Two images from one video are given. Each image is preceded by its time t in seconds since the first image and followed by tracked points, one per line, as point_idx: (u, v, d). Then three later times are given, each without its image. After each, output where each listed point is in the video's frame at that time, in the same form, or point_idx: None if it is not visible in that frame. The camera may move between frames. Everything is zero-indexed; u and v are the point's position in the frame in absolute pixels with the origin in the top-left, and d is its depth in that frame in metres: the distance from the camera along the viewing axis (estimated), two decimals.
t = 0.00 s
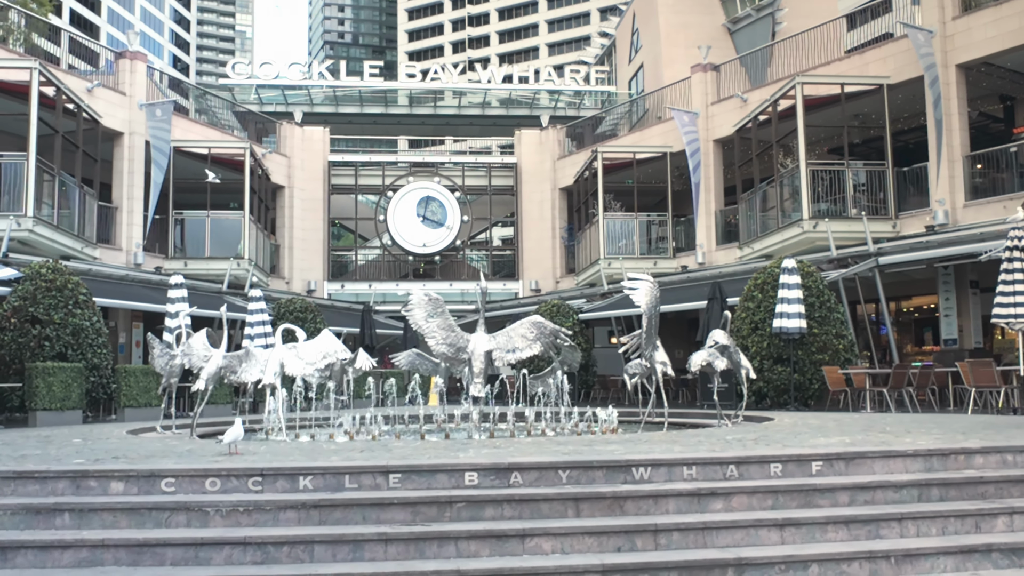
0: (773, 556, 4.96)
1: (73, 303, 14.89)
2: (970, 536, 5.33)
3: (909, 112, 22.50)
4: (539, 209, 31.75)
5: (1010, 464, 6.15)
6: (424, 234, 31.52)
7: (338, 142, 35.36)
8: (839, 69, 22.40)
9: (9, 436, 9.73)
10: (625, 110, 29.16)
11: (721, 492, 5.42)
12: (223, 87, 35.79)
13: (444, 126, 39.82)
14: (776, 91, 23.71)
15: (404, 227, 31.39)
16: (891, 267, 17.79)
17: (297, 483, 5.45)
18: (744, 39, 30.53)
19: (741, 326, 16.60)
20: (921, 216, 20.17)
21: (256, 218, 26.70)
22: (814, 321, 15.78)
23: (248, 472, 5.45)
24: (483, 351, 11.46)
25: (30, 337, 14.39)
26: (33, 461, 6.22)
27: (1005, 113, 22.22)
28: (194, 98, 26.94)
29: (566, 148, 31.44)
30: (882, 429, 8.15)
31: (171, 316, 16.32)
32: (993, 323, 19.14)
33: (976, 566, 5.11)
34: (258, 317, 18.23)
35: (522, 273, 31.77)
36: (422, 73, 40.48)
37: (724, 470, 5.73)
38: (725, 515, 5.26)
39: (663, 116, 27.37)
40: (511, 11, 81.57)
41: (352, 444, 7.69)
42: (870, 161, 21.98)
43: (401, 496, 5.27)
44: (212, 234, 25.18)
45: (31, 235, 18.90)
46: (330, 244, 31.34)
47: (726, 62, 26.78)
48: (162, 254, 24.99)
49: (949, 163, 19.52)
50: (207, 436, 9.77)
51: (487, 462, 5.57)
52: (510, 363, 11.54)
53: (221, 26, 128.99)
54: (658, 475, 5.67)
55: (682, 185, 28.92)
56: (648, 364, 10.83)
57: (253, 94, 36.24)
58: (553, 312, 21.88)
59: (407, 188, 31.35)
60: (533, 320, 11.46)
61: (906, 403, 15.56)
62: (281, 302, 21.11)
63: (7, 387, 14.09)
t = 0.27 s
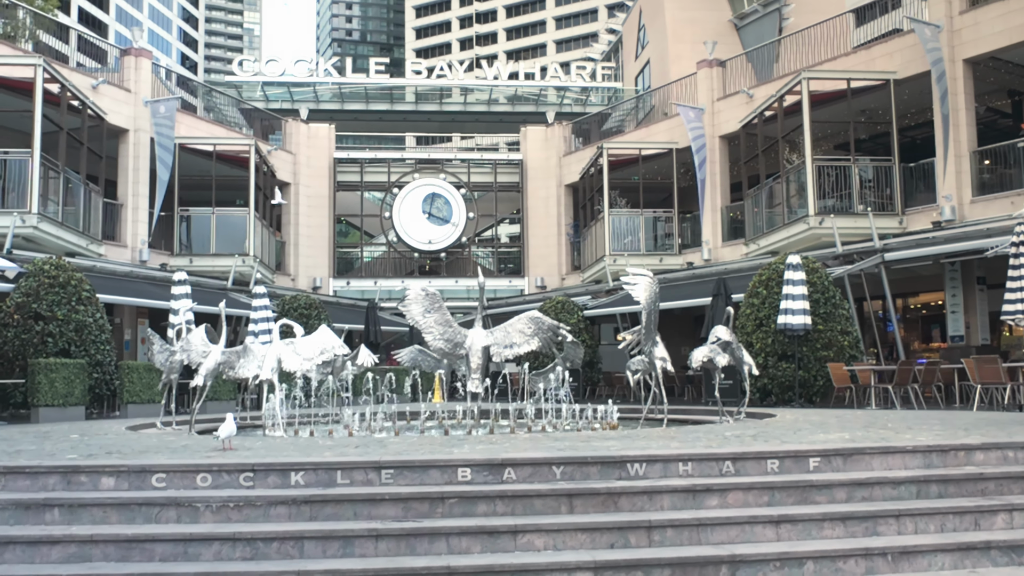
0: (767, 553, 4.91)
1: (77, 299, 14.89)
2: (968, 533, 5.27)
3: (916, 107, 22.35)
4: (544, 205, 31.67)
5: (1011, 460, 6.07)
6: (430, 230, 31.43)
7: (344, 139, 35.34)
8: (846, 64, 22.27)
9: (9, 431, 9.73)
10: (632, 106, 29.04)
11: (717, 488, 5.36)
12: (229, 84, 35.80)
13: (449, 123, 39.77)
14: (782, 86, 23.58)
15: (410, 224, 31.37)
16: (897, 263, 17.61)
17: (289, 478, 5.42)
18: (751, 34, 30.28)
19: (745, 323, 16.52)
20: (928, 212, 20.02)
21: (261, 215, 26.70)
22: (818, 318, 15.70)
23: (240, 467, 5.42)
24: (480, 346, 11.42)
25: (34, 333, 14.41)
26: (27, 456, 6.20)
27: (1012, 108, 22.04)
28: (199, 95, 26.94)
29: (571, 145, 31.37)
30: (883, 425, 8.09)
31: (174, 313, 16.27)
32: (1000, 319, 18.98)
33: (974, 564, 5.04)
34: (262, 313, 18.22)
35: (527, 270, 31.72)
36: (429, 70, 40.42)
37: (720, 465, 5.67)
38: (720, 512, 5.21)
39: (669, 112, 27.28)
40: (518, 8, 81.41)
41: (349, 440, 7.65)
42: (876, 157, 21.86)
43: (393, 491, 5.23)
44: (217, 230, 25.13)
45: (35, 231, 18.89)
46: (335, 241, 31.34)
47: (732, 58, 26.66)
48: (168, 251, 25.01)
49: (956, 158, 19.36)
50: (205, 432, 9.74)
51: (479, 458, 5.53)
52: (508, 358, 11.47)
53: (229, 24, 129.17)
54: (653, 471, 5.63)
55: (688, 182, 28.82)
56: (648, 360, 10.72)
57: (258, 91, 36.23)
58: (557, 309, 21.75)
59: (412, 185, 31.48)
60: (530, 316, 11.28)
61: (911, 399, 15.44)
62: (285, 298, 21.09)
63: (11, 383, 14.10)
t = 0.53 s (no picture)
0: (761, 555, 4.85)
1: (79, 298, 14.90)
2: (967, 535, 5.20)
3: (923, 103, 22.21)
4: (550, 203, 31.58)
5: (1011, 460, 6.00)
6: (435, 228, 31.68)
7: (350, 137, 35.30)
8: (853, 60, 22.10)
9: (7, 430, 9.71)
10: (638, 103, 28.90)
11: (710, 489, 5.30)
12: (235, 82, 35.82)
13: (455, 121, 39.71)
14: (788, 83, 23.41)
15: (415, 223, 31.56)
16: (903, 260, 17.49)
17: (278, 478, 5.38)
18: (758, 30, 30.07)
19: (749, 321, 16.42)
20: (934, 209, 19.84)
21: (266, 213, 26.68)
22: (824, 316, 15.59)
23: (228, 467, 5.39)
24: (476, 345, 11.36)
25: (36, 332, 14.41)
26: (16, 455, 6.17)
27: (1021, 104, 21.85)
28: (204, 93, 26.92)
29: (577, 143, 31.30)
30: (884, 424, 8.01)
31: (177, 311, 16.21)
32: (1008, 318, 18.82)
33: (971, 566, 4.99)
34: (265, 311, 18.18)
35: (533, 268, 31.63)
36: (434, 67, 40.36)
37: (715, 465, 5.61)
38: (713, 512, 5.15)
39: (675, 109, 27.15)
40: (526, 5, 81.29)
41: (343, 439, 7.61)
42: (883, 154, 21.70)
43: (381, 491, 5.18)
44: (222, 229, 25.04)
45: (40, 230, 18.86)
46: (341, 239, 31.28)
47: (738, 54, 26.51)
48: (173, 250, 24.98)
49: (964, 155, 19.09)
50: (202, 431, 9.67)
51: (471, 458, 5.48)
52: (504, 357, 11.48)
53: (237, 22, 129.30)
54: (647, 471, 5.57)
55: (694, 179, 28.70)
56: (646, 358, 10.72)
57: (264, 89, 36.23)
58: (562, 308, 21.50)
59: (417, 183, 31.60)
60: (527, 314, 11.26)
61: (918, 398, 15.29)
62: (290, 297, 21.04)
63: (13, 381, 14.10)
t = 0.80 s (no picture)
0: (755, 556, 4.82)
1: (82, 297, 14.92)
2: (964, 536, 5.16)
3: (928, 101, 22.11)
4: (554, 201, 31.53)
5: (1010, 461, 5.95)
6: (439, 228, 31.68)
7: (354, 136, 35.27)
8: (858, 57, 21.99)
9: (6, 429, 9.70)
10: (642, 101, 28.80)
11: (705, 489, 5.27)
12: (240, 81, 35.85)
13: (459, 119, 39.68)
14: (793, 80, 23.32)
15: (420, 221, 31.61)
16: (907, 258, 17.42)
17: (271, 479, 5.38)
18: (763, 28, 29.95)
19: (752, 320, 16.34)
20: (939, 207, 19.72)
21: (270, 212, 26.68)
22: (827, 314, 15.51)
23: (221, 468, 5.39)
24: (473, 344, 11.29)
25: (39, 331, 14.41)
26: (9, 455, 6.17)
27: None
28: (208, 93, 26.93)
29: (581, 141, 31.23)
30: (884, 424, 7.97)
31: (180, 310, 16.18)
32: (1013, 316, 18.70)
33: (968, 567, 4.96)
34: (268, 310, 18.15)
35: (537, 267, 31.59)
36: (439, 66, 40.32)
37: (710, 466, 5.58)
38: (707, 513, 5.13)
39: (679, 107, 27.03)
40: (532, 4, 81.22)
41: (339, 439, 7.59)
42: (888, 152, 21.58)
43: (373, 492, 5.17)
44: (226, 228, 25.07)
45: (43, 230, 18.74)
46: (345, 238, 31.30)
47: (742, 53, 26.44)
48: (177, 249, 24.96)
49: (969, 153, 18.95)
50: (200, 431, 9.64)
51: (464, 458, 5.46)
52: (501, 356, 11.45)
53: (243, 22, 129.48)
54: (642, 472, 5.55)
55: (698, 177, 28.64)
56: (645, 358, 10.75)
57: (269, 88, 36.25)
58: (566, 306, 21.37)
59: (421, 182, 31.65)
60: (524, 314, 11.22)
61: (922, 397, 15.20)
62: (294, 296, 21.03)
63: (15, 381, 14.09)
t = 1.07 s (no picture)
0: (747, 558, 4.84)
1: (86, 300, 14.94)
2: (960, 538, 5.16)
3: (933, 100, 22.03)
4: (558, 202, 31.50)
5: (1008, 462, 5.94)
6: (444, 229, 31.40)
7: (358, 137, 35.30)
8: (862, 56, 21.92)
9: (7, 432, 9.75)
10: (647, 102, 28.73)
11: (699, 491, 5.31)
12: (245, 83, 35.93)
13: (464, 120, 39.69)
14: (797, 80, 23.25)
15: (424, 223, 31.43)
16: (911, 258, 17.38)
17: (265, 481, 5.43)
18: (768, 28, 29.85)
19: (756, 321, 16.31)
20: (944, 207, 19.64)
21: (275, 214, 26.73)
22: (831, 315, 15.49)
23: (215, 471, 5.43)
24: (471, 346, 11.26)
25: (42, 333, 14.45)
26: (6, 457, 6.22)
27: None
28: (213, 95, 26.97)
29: (586, 142, 31.20)
30: (882, 425, 7.96)
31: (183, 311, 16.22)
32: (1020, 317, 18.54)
33: (964, 569, 4.97)
34: (272, 312, 18.16)
35: (542, 267, 31.56)
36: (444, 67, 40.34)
37: (704, 468, 5.60)
38: (701, 515, 5.17)
39: (684, 108, 26.96)
40: (538, 5, 81.22)
41: (337, 441, 7.61)
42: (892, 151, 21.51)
43: (367, 495, 5.23)
44: (231, 230, 25.05)
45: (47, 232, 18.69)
46: (350, 239, 31.32)
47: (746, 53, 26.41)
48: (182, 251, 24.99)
49: (974, 151, 18.85)
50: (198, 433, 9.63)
51: (459, 460, 5.50)
52: (500, 357, 11.41)
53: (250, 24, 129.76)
54: (636, 474, 5.57)
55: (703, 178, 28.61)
56: (644, 359, 10.77)
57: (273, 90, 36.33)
58: (569, 308, 21.30)
59: (425, 184, 31.49)
60: (522, 314, 11.27)
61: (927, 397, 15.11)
62: (297, 298, 20.99)
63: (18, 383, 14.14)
